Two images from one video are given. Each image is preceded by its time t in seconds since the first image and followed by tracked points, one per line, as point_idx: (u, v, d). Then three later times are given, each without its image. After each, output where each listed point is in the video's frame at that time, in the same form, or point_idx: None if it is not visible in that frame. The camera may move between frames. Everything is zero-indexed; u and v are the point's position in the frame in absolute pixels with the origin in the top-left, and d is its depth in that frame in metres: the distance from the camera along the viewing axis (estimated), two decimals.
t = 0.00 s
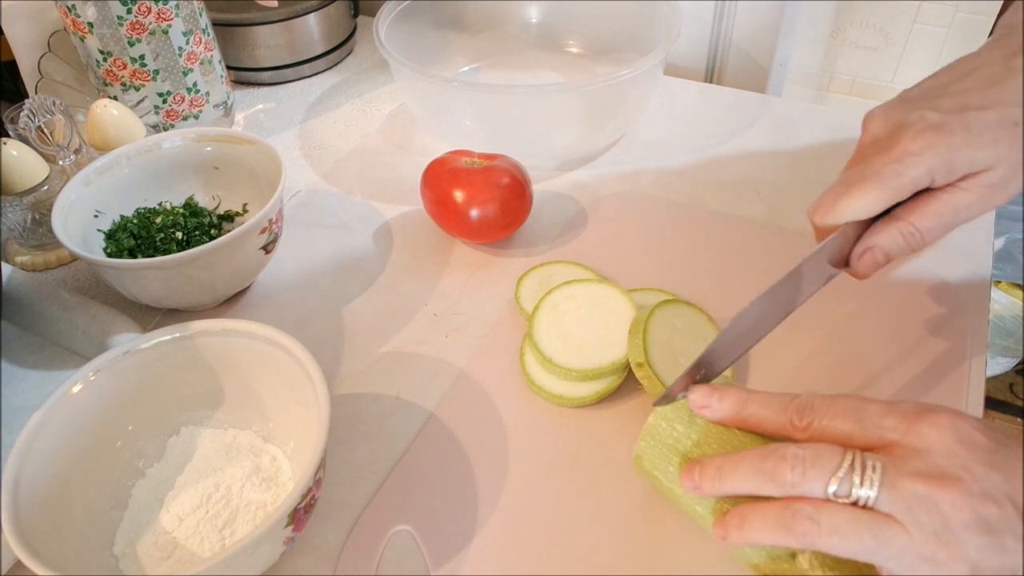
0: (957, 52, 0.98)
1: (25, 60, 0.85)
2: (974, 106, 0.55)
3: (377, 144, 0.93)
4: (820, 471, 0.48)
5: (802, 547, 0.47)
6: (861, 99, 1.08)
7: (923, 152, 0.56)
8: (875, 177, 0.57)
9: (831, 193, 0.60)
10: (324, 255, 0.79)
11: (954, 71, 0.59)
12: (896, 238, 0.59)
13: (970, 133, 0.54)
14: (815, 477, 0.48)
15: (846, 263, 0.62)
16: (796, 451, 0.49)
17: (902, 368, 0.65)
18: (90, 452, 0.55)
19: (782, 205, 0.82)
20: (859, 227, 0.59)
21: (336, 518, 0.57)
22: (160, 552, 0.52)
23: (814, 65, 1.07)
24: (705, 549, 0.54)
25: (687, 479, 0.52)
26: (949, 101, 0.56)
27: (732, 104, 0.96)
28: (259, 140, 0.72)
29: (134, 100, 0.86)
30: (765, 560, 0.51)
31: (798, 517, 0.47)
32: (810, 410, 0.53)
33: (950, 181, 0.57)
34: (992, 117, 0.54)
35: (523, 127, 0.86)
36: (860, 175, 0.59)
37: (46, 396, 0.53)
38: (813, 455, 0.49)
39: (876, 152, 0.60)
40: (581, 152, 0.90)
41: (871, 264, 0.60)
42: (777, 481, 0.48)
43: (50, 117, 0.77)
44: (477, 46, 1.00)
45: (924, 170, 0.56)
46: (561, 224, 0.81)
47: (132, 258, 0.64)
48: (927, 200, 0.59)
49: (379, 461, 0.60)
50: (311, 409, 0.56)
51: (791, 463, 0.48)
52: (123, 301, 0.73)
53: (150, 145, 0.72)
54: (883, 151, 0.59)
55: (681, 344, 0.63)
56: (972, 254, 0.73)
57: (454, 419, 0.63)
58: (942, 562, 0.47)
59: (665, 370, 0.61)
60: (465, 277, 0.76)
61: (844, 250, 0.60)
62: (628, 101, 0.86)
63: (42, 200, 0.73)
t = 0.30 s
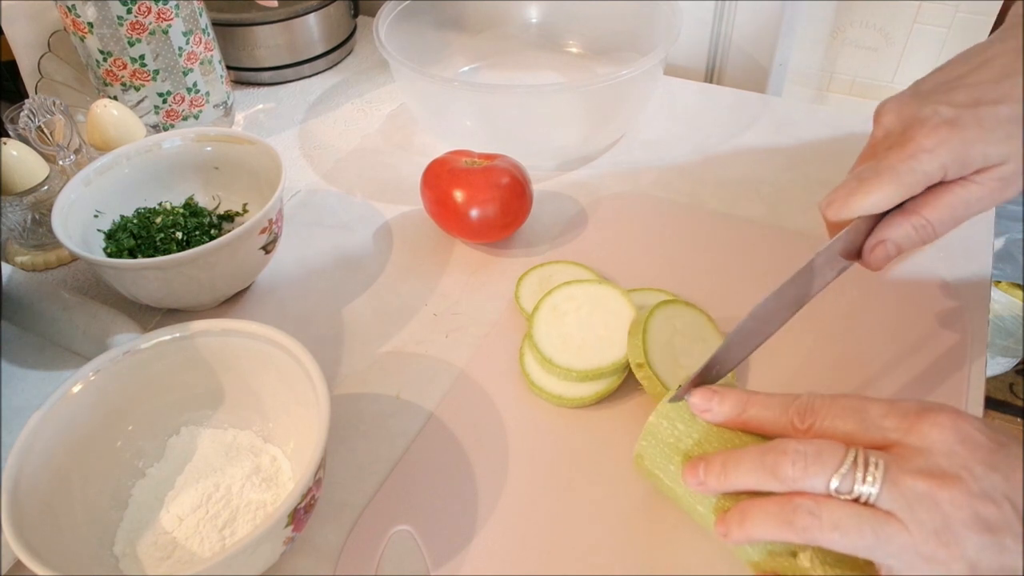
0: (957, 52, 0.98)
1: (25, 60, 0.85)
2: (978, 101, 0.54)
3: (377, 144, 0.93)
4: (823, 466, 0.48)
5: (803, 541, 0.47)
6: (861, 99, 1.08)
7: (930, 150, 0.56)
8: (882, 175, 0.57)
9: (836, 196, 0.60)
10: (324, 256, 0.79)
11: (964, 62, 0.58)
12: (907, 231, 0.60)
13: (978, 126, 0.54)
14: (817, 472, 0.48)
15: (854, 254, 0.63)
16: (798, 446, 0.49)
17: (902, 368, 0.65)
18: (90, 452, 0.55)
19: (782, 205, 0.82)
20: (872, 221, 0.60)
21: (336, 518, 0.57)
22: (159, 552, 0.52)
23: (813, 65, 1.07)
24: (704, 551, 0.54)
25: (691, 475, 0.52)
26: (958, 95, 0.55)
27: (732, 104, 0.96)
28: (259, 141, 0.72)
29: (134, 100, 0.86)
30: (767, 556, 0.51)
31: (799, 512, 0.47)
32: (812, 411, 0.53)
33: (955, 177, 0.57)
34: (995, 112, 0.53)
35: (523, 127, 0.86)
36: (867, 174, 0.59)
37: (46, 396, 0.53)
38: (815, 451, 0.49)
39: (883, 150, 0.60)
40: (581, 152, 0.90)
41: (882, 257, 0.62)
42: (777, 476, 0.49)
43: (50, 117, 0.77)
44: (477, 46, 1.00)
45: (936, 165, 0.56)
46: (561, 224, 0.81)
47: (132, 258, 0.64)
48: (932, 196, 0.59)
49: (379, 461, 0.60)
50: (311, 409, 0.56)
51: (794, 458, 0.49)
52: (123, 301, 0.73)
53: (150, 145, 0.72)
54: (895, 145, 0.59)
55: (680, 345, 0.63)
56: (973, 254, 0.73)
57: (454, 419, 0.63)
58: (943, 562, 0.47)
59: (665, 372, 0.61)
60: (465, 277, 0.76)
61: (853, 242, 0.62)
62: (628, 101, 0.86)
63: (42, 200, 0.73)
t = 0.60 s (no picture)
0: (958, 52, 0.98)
1: (23, 59, 0.85)
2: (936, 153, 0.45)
3: (377, 144, 0.93)
4: (814, 475, 0.48)
5: (793, 550, 0.47)
6: (862, 99, 1.08)
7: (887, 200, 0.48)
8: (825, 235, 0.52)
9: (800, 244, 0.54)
10: (323, 256, 0.78)
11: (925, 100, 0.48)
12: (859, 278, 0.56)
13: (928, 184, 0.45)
14: (807, 480, 0.48)
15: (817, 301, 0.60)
16: (788, 454, 0.49)
17: (901, 372, 0.64)
18: (89, 453, 0.54)
19: (783, 205, 0.81)
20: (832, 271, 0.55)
21: (335, 519, 0.57)
22: (159, 553, 0.52)
23: (814, 65, 1.07)
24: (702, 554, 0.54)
25: (687, 483, 0.52)
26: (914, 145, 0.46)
27: (733, 103, 0.96)
28: (258, 141, 0.72)
29: (133, 99, 0.86)
30: (761, 563, 0.51)
31: (789, 521, 0.47)
32: (806, 417, 0.53)
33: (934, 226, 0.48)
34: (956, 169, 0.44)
35: (523, 127, 0.86)
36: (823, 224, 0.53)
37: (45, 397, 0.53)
38: (805, 460, 0.48)
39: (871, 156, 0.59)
40: (582, 152, 0.90)
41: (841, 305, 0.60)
42: (768, 485, 0.48)
43: (50, 117, 0.77)
44: (477, 45, 1.00)
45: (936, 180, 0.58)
46: (561, 225, 0.81)
47: (131, 258, 0.64)
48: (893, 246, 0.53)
49: (379, 461, 0.60)
50: (311, 409, 0.55)
51: (785, 467, 0.48)
52: (122, 301, 0.73)
53: (149, 145, 0.72)
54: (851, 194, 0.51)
55: (681, 349, 0.63)
56: (972, 256, 0.73)
57: (454, 420, 0.63)
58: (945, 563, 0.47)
59: (665, 376, 0.61)
60: (465, 277, 0.76)
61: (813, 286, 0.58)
62: (628, 101, 0.86)
63: (41, 200, 0.73)
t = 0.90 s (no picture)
0: (957, 52, 0.98)
1: (25, 60, 0.86)
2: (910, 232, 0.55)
3: (377, 144, 0.93)
4: (815, 480, 0.47)
5: (793, 555, 0.48)
6: (861, 99, 1.08)
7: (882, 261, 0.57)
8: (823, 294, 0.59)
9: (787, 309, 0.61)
10: (323, 255, 0.79)
11: (894, 181, 0.58)
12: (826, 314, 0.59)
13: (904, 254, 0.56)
14: (808, 485, 0.48)
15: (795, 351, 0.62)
16: (788, 460, 0.49)
17: (899, 372, 0.65)
18: (89, 452, 0.55)
19: (782, 205, 0.82)
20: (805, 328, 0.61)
21: (336, 518, 0.57)
22: (159, 552, 0.52)
23: (814, 65, 1.07)
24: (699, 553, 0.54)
25: (689, 484, 0.51)
26: (887, 223, 0.57)
27: (732, 103, 0.96)
28: (259, 141, 0.72)
29: (134, 100, 0.86)
30: (764, 565, 0.51)
31: (790, 528, 0.47)
32: (805, 419, 0.52)
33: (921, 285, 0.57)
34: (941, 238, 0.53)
35: (523, 127, 0.86)
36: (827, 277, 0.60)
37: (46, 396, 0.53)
38: (805, 465, 0.48)
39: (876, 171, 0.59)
40: (581, 152, 0.90)
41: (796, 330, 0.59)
42: (770, 492, 0.48)
43: (50, 117, 0.77)
44: (478, 45, 1.00)
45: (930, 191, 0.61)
46: (561, 224, 0.81)
47: (132, 258, 0.64)
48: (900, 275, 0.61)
49: (379, 461, 0.60)
50: (311, 409, 0.56)
51: (786, 473, 0.48)
52: (123, 301, 0.73)
53: (150, 145, 0.72)
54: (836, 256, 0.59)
55: (681, 349, 0.63)
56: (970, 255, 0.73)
57: (454, 419, 0.63)
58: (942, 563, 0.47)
59: (665, 376, 0.61)
60: (465, 277, 0.76)
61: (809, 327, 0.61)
62: (628, 101, 0.86)
63: (42, 200, 0.73)
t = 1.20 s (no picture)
0: (957, 52, 0.99)
1: (25, 60, 0.86)
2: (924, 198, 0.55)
3: (377, 144, 0.93)
4: (800, 505, 0.48)
5: None
6: (861, 100, 1.08)
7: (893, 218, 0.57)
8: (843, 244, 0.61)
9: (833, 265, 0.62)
10: (323, 256, 0.79)
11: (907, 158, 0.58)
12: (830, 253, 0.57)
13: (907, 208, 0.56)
14: (796, 507, 0.48)
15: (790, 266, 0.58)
16: (778, 483, 0.49)
17: (899, 373, 0.65)
18: (89, 453, 0.55)
19: (782, 205, 0.82)
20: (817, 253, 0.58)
21: (336, 518, 0.57)
22: (159, 552, 0.52)
23: (814, 65, 1.07)
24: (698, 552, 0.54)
25: (675, 494, 0.52)
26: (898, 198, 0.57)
27: (732, 103, 0.96)
28: (259, 141, 0.72)
29: (134, 100, 0.86)
30: None
31: (779, 555, 0.49)
32: (797, 434, 0.52)
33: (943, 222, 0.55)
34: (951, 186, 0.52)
35: (523, 127, 0.86)
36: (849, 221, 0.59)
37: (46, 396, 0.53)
38: (794, 488, 0.49)
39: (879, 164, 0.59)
40: (581, 152, 0.90)
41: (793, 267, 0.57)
42: (757, 513, 0.49)
43: (50, 117, 0.78)
44: (478, 46, 1.00)
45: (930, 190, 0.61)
46: (561, 225, 0.81)
47: (132, 258, 0.65)
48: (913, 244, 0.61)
49: (379, 461, 0.60)
50: (311, 410, 0.56)
51: (772, 498, 0.49)
52: (123, 301, 0.73)
53: (150, 145, 0.72)
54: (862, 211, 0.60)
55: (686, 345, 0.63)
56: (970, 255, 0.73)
57: (454, 419, 0.63)
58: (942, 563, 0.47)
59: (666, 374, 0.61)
60: (465, 277, 0.76)
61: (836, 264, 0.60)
62: (628, 101, 0.86)
63: (42, 200, 0.73)
